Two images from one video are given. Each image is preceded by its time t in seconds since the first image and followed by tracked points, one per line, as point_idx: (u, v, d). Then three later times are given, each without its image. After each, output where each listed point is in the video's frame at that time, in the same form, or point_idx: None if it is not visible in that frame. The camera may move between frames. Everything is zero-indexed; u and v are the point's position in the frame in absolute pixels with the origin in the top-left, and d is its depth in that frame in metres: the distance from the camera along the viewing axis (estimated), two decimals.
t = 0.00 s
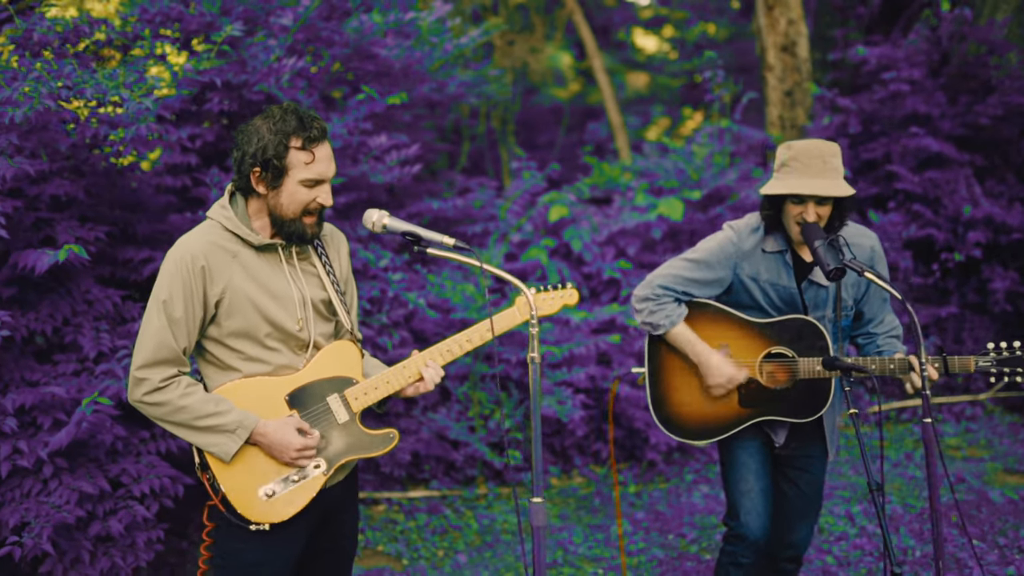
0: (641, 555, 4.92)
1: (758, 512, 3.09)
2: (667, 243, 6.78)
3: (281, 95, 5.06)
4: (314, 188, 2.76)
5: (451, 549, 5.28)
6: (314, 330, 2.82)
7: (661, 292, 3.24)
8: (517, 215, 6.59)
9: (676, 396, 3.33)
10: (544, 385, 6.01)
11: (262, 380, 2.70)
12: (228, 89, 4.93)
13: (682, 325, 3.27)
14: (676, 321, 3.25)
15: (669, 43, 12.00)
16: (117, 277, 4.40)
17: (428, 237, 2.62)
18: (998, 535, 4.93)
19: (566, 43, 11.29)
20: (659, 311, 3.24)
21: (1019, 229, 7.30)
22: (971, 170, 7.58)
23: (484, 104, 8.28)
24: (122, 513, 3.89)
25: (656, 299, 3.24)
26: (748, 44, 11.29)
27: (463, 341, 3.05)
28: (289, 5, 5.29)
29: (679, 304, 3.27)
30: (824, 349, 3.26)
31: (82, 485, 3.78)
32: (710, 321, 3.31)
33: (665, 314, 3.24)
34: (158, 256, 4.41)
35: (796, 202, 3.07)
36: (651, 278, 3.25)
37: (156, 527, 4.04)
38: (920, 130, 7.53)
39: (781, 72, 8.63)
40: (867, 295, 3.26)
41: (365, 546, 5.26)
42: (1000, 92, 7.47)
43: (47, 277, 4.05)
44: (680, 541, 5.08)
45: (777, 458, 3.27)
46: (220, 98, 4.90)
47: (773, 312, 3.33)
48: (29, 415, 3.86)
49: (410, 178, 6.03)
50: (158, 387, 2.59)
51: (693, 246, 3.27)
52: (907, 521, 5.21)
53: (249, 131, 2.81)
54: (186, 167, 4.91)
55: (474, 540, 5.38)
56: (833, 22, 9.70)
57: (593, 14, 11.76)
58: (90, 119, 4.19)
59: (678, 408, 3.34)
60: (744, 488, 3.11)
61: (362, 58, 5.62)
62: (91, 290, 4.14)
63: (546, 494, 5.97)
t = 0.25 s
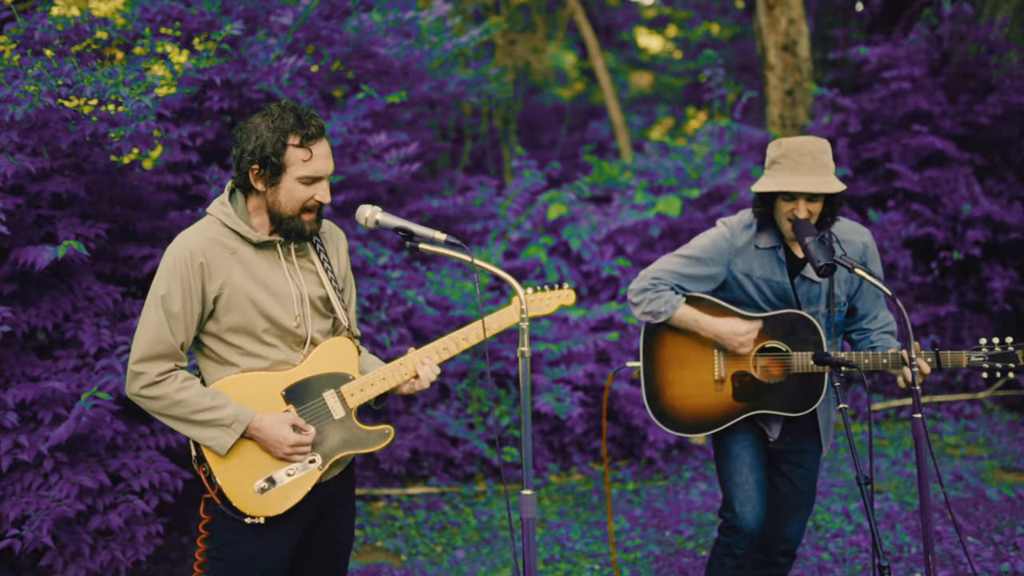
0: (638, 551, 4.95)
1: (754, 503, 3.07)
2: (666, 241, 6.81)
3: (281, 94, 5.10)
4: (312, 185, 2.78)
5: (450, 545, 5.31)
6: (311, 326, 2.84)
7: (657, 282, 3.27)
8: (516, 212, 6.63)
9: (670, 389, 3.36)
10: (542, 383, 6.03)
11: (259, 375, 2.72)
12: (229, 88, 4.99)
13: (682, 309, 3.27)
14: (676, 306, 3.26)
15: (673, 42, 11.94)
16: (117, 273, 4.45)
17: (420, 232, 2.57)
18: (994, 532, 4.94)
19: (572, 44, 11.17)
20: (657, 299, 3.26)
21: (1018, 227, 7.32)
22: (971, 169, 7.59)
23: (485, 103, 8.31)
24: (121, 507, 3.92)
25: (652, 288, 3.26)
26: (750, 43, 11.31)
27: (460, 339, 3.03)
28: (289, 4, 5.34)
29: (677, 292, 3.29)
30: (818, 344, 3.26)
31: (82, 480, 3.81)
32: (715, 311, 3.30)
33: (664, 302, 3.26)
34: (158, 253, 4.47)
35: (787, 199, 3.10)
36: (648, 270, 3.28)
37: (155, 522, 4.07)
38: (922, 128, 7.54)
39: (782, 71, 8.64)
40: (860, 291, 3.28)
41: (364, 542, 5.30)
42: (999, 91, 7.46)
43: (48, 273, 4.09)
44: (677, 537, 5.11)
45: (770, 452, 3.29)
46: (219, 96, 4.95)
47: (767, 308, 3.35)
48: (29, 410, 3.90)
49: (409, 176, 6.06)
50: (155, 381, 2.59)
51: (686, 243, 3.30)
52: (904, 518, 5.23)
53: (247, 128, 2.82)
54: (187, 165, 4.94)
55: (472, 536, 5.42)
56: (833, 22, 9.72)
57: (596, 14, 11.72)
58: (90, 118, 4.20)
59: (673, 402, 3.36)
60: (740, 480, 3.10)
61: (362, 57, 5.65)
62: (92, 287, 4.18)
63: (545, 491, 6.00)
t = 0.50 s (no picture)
0: (633, 551, 4.98)
1: (747, 506, 3.12)
2: (665, 242, 6.84)
3: (281, 96, 5.15)
4: (309, 191, 2.82)
5: (448, 544, 5.36)
6: (306, 330, 2.88)
7: (649, 293, 3.30)
8: (516, 214, 6.70)
9: (663, 393, 3.38)
10: (541, 383, 6.07)
11: (254, 376, 2.77)
12: (230, 91, 5.06)
13: (668, 326, 3.33)
14: (662, 321, 3.31)
15: (678, 43, 11.93)
16: (120, 274, 4.50)
17: (410, 235, 2.60)
18: (989, 533, 4.96)
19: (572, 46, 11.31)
20: (645, 312, 3.31)
21: (1017, 229, 7.34)
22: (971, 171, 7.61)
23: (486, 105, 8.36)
24: (122, 505, 3.98)
25: (643, 300, 3.30)
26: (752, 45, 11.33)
27: (452, 344, 3.06)
28: (290, 8, 5.45)
29: (666, 305, 3.34)
30: (808, 346, 3.29)
31: (84, 477, 3.87)
32: (699, 320, 3.36)
33: (652, 315, 3.31)
34: (159, 254, 4.52)
35: (776, 203, 3.14)
36: (639, 279, 3.30)
37: (155, 519, 4.12)
38: (922, 129, 7.56)
39: (782, 74, 8.67)
40: (849, 294, 3.31)
41: (363, 540, 5.36)
42: (999, 93, 7.51)
43: (51, 274, 4.15)
44: (673, 537, 5.15)
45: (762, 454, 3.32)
46: (221, 100, 5.02)
47: (758, 310, 3.38)
48: (32, 409, 3.96)
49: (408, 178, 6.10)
50: (152, 381, 2.65)
51: (678, 247, 3.33)
52: (899, 518, 5.24)
53: (248, 134, 2.87)
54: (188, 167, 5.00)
55: (470, 536, 5.46)
56: (835, 23, 9.74)
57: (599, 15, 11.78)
58: (91, 120, 4.25)
59: (665, 407, 3.38)
60: (732, 483, 3.14)
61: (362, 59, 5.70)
62: (94, 287, 4.23)
63: (543, 490, 6.04)
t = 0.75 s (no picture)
0: (630, 551, 5.03)
1: (746, 506, 3.09)
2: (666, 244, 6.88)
3: (284, 100, 5.21)
4: (307, 197, 2.88)
5: (447, 543, 5.42)
6: (302, 332, 2.93)
7: (641, 293, 3.36)
8: (517, 216, 6.77)
9: (656, 396, 3.43)
10: (541, 384, 6.13)
11: (251, 378, 2.82)
12: (232, 95, 5.10)
13: (664, 324, 3.38)
14: (658, 319, 3.36)
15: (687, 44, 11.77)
16: (124, 276, 4.56)
17: (403, 239, 2.68)
18: (985, 535, 4.99)
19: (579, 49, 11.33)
20: (640, 311, 3.36)
21: (1018, 231, 7.35)
22: (973, 173, 7.62)
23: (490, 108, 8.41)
24: (125, 503, 4.05)
25: (636, 300, 3.36)
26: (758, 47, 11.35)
27: (446, 348, 3.09)
28: (294, 12, 5.49)
29: (660, 304, 3.39)
30: (800, 347, 3.31)
31: (87, 476, 3.94)
32: (694, 322, 3.38)
33: (646, 314, 3.36)
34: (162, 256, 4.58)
35: (766, 208, 3.19)
36: (632, 280, 3.37)
37: (157, 517, 4.19)
38: (924, 131, 7.57)
39: (786, 76, 8.69)
40: (836, 297, 3.33)
41: (364, 539, 5.43)
42: (1001, 96, 7.51)
43: (55, 276, 4.21)
44: (670, 538, 5.20)
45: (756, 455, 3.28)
46: (224, 104, 5.08)
47: (750, 313, 3.41)
48: (36, 408, 4.02)
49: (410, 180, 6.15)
50: (150, 383, 2.71)
51: (670, 251, 3.38)
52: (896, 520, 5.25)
53: (246, 140, 2.93)
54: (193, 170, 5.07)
55: (470, 535, 5.52)
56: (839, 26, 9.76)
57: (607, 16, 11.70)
58: (93, 125, 4.32)
59: (658, 409, 3.43)
60: (729, 483, 3.11)
61: (363, 63, 5.75)
62: (98, 289, 4.30)
63: (543, 491, 6.09)
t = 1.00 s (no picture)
0: (627, 553, 5.06)
1: (758, 499, 3.03)
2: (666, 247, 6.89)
3: (284, 104, 5.26)
4: (300, 205, 2.90)
5: (445, 544, 5.46)
6: (294, 338, 2.97)
7: (633, 295, 3.37)
8: (518, 219, 6.80)
9: (647, 401, 3.43)
10: (539, 386, 6.17)
11: (243, 383, 2.86)
12: (233, 99, 5.14)
13: (657, 323, 3.38)
14: (650, 319, 3.36)
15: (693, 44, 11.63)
16: (125, 278, 4.57)
17: (391, 245, 2.70)
18: (981, 539, 5.00)
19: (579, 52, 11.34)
20: (632, 312, 3.37)
21: (1020, 234, 7.35)
22: (975, 176, 7.62)
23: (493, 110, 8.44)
24: (123, 503, 4.09)
25: (629, 301, 3.37)
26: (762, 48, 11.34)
27: (437, 357, 3.10)
28: (295, 16, 5.52)
29: (652, 307, 3.39)
30: (790, 352, 3.32)
31: (85, 476, 3.99)
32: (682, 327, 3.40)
33: (639, 314, 3.36)
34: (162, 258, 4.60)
35: (756, 214, 3.21)
36: (624, 282, 3.38)
37: (156, 517, 4.23)
38: (926, 134, 7.57)
39: (789, 78, 8.69)
40: (825, 303, 3.37)
41: (363, 540, 5.48)
42: (1005, 98, 7.46)
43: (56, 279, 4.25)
44: (667, 540, 5.22)
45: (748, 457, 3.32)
46: (225, 107, 5.12)
47: (740, 317, 3.43)
48: (35, 410, 4.07)
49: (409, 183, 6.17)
50: (143, 388, 2.74)
51: (660, 256, 3.41)
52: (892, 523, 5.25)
53: (240, 148, 2.96)
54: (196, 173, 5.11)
55: (469, 536, 5.55)
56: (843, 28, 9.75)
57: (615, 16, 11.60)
58: (92, 130, 4.34)
59: (649, 412, 3.43)
60: (738, 477, 3.07)
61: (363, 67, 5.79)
62: (98, 291, 4.34)
63: (543, 492, 6.11)
